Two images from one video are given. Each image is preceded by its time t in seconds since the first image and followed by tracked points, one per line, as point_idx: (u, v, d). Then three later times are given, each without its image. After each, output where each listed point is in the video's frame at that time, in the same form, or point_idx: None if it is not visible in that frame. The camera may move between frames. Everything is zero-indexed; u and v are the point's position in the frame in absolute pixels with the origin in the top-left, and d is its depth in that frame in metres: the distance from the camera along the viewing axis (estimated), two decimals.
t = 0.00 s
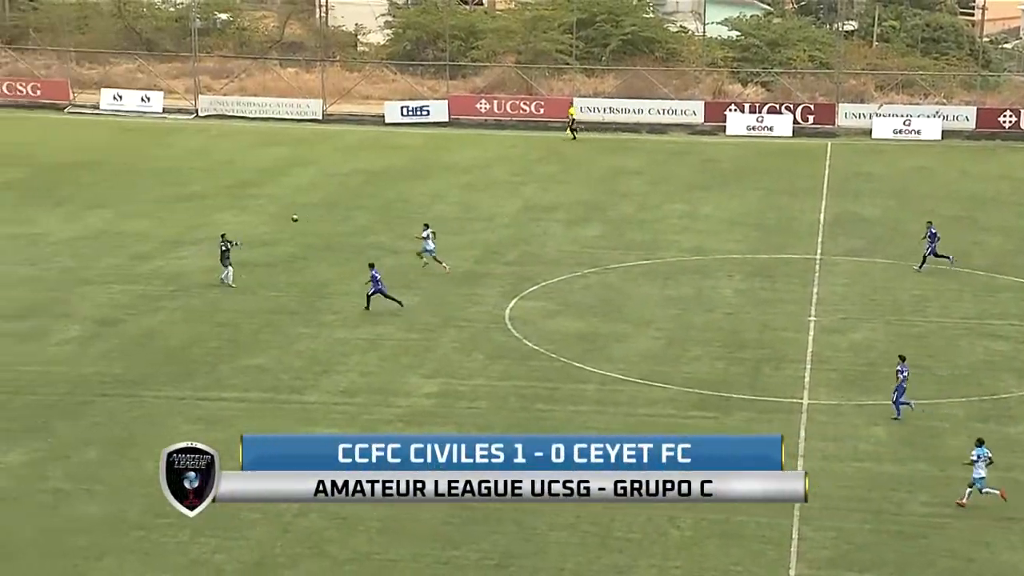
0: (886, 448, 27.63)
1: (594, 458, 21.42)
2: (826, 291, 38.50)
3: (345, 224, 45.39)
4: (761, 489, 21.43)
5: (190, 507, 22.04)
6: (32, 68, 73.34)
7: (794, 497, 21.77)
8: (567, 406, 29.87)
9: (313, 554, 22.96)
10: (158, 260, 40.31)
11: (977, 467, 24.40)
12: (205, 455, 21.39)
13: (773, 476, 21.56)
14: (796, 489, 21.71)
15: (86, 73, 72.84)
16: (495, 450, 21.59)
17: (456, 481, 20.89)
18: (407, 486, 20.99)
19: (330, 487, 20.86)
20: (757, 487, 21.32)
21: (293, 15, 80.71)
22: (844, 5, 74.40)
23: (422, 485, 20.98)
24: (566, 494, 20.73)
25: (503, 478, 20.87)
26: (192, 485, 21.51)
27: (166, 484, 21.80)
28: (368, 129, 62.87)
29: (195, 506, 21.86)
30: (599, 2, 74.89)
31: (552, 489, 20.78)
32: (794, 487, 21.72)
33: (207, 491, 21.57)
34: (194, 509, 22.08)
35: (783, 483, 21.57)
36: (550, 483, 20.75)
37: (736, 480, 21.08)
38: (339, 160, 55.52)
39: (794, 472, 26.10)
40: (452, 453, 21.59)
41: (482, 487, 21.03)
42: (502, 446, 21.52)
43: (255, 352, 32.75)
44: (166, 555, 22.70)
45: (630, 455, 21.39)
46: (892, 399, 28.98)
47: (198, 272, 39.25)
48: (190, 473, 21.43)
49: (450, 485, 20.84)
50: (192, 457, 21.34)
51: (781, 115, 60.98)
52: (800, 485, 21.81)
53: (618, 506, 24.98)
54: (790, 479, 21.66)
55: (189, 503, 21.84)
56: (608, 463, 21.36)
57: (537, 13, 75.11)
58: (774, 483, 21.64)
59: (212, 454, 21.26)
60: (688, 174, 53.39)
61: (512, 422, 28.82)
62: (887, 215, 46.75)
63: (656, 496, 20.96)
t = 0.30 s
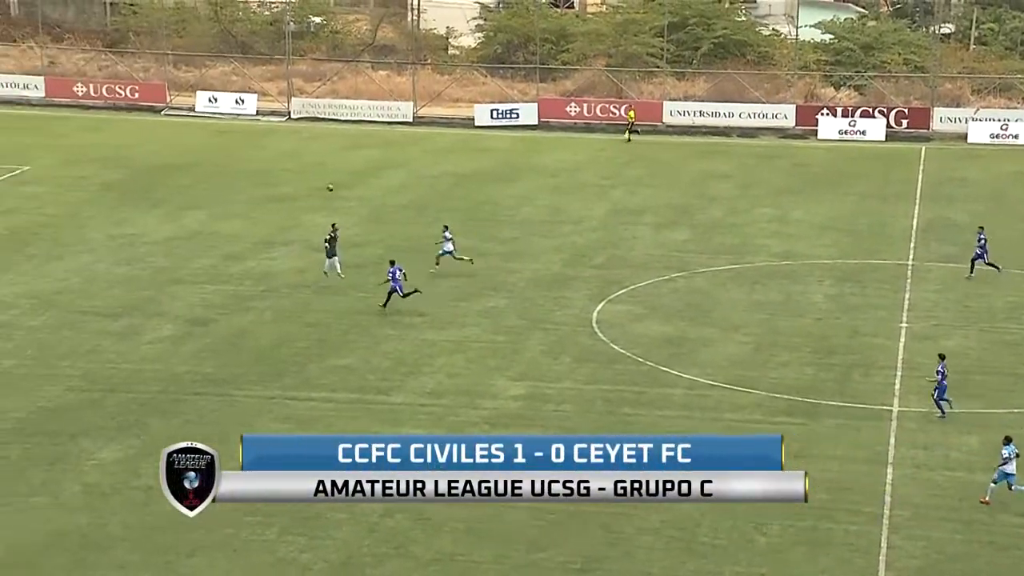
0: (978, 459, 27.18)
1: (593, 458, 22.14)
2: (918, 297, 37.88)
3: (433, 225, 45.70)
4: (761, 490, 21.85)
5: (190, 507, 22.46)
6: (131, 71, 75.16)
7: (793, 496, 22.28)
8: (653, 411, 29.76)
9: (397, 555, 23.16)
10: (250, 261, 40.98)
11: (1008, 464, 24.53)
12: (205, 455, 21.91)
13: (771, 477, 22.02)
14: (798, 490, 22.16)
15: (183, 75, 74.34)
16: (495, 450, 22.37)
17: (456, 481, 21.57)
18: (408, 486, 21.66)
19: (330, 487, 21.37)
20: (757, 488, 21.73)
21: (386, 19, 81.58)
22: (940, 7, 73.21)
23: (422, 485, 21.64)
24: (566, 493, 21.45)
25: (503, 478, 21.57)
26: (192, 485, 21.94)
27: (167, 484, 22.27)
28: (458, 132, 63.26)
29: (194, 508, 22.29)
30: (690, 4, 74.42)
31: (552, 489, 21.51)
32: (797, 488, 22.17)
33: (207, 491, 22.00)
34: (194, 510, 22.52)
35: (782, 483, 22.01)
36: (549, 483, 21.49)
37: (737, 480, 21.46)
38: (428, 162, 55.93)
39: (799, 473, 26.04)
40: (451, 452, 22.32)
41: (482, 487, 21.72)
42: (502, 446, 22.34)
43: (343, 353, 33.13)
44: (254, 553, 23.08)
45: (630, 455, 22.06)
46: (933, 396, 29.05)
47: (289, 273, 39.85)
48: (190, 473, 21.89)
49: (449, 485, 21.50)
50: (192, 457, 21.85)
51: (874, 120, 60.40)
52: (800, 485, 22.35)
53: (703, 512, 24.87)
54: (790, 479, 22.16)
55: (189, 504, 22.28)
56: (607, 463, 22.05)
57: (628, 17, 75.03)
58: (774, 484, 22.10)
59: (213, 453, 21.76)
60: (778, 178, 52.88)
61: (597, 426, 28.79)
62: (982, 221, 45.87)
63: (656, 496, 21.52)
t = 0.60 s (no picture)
0: (1015, 462, 26.91)
1: (594, 458, 22.33)
2: (955, 300, 37.56)
3: (467, 227, 45.77)
4: (761, 490, 21.97)
5: (190, 507, 22.74)
6: (168, 72, 75.65)
7: (794, 496, 22.32)
8: (687, 413, 29.67)
9: (431, 556, 23.21)
10: (285, 261, 41.20)
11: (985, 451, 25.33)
12: (205, 455, 22.15)
13: (770, 476, 22.12)
14: (798, 489, 22.27)
15: (221, 77, 74.71)
16: (495, 451, 22.59)
17: (456, 482, 21.75)
18: (408, 486, 21.75)
19: (330, 487, 21.47)
20: (756, 488, 21.85)
21: (422, 20, 81.70)
22: (981, 9, 72.54)
23: (422, 485, 21.77)
24: (566, 493, 21.55)
25: (503, 479, 21.67)
26: (192, 485, 22.22)
27: (168, 483, 22.55)
28: (493, 133, 63.32)
29: (194, 506, 22.59)
30: (728, 5, 74.01)
31: (552, 489, 21.60)
32: (797, 487, 22.28)
33: (206, 491, 22.27)
34: (194, 510, 22.79)
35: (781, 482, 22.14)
36: (549, 483, 21.58)
37: (736, 480, 21.61)
38: (463, 164, 56.02)
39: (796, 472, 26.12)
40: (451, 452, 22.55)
41: (483, 487, 21.84)
42: (502, 446, 22.56)
43: (377, 353, 33.24)
44: (288, 553, 23.20)
45: (630, 455, 22.27)
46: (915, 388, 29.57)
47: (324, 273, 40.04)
48: (190, 473, 22.15)
49: (450, 485, 21.69)
50: (192, 457, 22.10)
51: (913, 122, 59.97)
52: (801, 485, 22.36)
53: (739, 514, 24.78)
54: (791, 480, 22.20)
55: (189, 504, 22.58)
56: (608, 463, 22.27)
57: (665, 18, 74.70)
58: (774, 483, 22.20)
59: (212, 453, 22.02)
60: (815, 180, 52.60)
61: (631, 428, 28.73)
62: (1021, 224, 45.46)
63: (656, 496, 21.66)
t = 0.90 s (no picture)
0: None
1: (594, 458, 24.26)
2: (987, 302, 37.29)
3: (496, 227, 45.83)
4: (762, 491, 23.35)
5: (190, 508, 23.12)
6: (200, 73, 76.13)
7: (794, 496, 23.65)
8: (715, 414, 29.59)
9: (459, 555, 23.27)
10: (315, 261, 41.40)
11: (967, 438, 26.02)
12: (205, 455, 22.62)
13: (768, 477, 23.52)
14: (799, 490, 23.61)
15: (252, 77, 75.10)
16: (495, 453, 24.57)
17: (456, 482, 23.30)
18: (408, 486, 23.12)
19: (329, 488, 22.59)
20: (756, 488, 23.26)
21: (452, 21, 81.81)
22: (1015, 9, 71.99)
23: (422, 485, 23.14)
24: (566, 493, 23.10)
25: (503, 479, 23.19)
26: (191, 486, 22.57)
27: (168, 484, 23.00)
28: (523, 134, 63.38)
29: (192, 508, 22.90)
30: (759, 6, 73.75)
31: (552, 489, 23.13)
32: (797, 488, 23.60)
33: (205, 492, 22.64)
34: (194, 511, 23.15)
35: (779, 481, 23.57)
36: (549, 483, 23.17)
37: (736, 480, 23.12)
38: (492, 164, 56.09)
39: (795, 471, 26.29)
40: (451, 452, 24.23)
41: (483, 488, 23.33)
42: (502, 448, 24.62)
43: (406, 353, 33.33)
44: (317, 552, 23.29)
45: (629, 455, 24.20)
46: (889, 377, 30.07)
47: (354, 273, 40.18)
48: (190, 473, 22.59)
49: (450, 485, 23.20)
50: (193, 457, 22.62)
51: (945, 123, 59.62)
52: (800, 486, 23.69)
53: (768, 515, 24.71)
54: (789, 479, 23.60)
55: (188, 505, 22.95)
56: (607, 462, 24.12)
57: (695, 19, 74.39)
58: (776, 484, 23.64)
59: (212, 452, 22.53)
60: (846, 181, 52.35)
61: (659, 429, 28.69)
62: None
63: (656, 496, 23.17)
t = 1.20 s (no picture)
0: None
1: (593, 458, 23.82)
2: (1011, 303, 37.12)
3: (518, 227, 45.87)
4: (762, 490, 23.06)
5: (190, 508, 23.15)
6: (223, 72, 76.43)
7: (793, 496, 23.43)
8: (737, 414, 29.56)
9: (481, 555, 23.30)
10: (337, 261, 41.50)
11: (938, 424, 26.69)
12: (205, 455, 22.64)
13: (770, 476, 23.26)
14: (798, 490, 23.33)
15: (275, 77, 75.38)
16: (495, 452, 24.10)
17: (456, 482, 22.95)
18: (408, 486, 22.84)
19: (330, 487, 22.27)
20: (756, 487, 22.95)
21: (475, 20, 81.83)
22: None
23: (422, 485, 22.81)
24: (566, 492, 22.75)
25: (503, 479, 22.92)
26: (192, 486, 22.60)
27: (168, 484, 23.02)
28: (544, 133, 63.38)
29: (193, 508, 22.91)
30: (781, 6, 73.55)
31: (552, 488, 22.80)
32: (796, 488, 23.33)
33: (207, 491, 22.67)
34: (194, 511, 23.19)
35: (779, 481, 23.25)
36: (549, 483, 22.85)
37: (735, 480, 22.77)
38: (513, 164, 56.11)
39: (795, 472, 26.24)
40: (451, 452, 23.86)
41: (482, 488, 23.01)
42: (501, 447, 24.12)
43: (428, 353, 33.39)
44: (338, 552, 23.35)
45: (630, 456, 23.74)
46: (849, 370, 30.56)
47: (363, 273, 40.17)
48: (190, 473, 22.62)
49: (450, 485, 22.85)
50: (193, 457, 22.63)
51: (968, 123, 59.39)
52: (800, 486, 23.42)
53: (790, 516, 24.68)
54: (789, 479, 23.30)
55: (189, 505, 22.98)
56: (607, 463, 23.71)
57: (717, 19, 74.29)
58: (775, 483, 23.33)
59: (212, 453, 22.51)
60: (868, 181, 52.18)
61: (681, 430, 28.64)
62: None
63: (656, 496, 22.84)
